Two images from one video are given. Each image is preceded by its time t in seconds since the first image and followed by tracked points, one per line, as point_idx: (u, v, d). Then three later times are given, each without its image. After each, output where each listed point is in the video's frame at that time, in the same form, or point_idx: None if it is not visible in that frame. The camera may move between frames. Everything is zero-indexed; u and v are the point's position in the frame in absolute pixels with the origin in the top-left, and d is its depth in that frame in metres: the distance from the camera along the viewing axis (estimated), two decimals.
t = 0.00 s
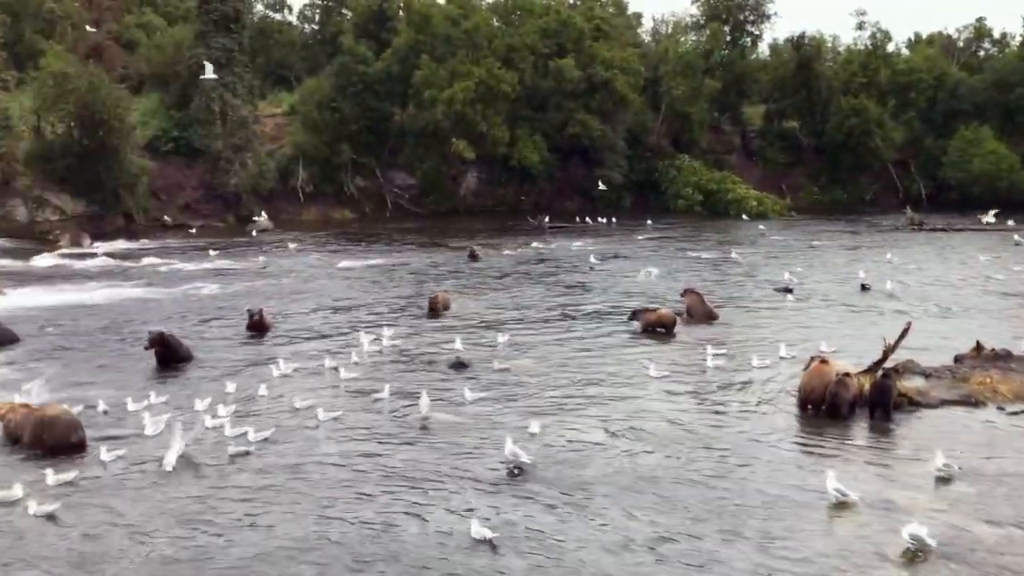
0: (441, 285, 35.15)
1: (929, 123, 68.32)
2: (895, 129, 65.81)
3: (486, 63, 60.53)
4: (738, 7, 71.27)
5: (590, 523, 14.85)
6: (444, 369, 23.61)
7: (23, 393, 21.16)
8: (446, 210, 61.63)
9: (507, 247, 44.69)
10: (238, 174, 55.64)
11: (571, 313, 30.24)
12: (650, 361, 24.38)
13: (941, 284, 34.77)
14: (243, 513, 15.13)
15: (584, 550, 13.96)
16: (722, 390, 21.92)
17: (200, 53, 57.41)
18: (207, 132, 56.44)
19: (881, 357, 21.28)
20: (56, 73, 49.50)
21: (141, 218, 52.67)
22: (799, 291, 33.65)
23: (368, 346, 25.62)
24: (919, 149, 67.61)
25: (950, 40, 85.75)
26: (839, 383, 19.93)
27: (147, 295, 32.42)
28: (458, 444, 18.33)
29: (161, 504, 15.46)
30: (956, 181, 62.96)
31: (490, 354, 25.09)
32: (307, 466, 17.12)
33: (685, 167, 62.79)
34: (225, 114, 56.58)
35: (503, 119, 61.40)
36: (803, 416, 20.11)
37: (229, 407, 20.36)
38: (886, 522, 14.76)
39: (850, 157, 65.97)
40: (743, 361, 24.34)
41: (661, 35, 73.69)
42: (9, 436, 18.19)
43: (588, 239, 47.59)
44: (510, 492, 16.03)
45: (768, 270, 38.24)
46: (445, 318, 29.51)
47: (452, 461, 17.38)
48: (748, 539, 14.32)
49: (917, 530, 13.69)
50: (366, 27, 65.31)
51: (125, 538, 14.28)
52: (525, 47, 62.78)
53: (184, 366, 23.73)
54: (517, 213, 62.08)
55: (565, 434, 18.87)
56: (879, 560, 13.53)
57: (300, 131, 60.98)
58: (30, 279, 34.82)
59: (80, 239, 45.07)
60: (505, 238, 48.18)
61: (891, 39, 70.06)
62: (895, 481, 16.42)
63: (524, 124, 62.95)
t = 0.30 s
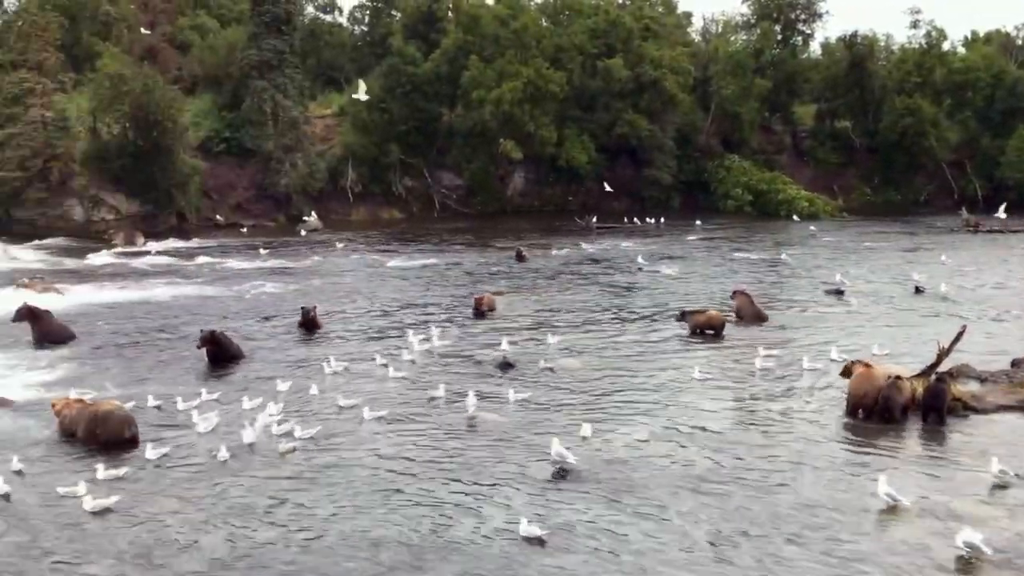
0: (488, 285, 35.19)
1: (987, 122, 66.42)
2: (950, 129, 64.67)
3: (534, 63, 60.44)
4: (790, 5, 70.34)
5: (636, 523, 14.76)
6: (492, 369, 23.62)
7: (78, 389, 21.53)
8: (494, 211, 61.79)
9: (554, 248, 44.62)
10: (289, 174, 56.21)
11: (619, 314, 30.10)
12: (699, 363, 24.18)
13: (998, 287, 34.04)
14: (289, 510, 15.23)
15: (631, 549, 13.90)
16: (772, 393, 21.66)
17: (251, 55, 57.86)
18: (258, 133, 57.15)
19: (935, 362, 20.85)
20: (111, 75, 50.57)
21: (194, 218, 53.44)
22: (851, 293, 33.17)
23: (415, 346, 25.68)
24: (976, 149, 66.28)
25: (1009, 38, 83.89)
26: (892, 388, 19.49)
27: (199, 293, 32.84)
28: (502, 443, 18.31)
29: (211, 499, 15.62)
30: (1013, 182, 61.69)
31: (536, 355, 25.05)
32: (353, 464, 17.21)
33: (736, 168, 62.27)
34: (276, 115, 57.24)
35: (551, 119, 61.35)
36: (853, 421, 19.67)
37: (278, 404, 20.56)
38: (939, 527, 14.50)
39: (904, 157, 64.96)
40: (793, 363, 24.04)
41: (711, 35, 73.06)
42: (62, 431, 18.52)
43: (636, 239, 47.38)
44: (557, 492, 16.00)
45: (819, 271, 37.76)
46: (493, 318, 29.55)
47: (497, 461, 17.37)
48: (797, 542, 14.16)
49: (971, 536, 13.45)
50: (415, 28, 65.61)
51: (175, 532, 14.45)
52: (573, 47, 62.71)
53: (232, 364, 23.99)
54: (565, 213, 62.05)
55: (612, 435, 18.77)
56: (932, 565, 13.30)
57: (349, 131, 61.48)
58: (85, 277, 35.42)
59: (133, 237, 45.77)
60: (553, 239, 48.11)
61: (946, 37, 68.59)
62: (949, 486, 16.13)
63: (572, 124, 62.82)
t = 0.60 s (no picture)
0: (531, 286, 35.09)
1: None
2: (1003, 130, 63.42)
3: (578, 64, 60.25)
4: (838, 4, 69.16)
5: (677, 527, 14.57)
6: (534, 370, 23.51)
7: (125, 385, 21.80)
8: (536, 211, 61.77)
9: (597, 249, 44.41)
10: (334, 174, 56.60)
11: (663, 316, 29.84)
12: (743, 366, 23.88)
13: None
14: (331, 509, 15.21)
15: (671, 553, 13.72)
16: (818, 397, 21.33)
17: (297, 56, 58.27)
18: (304, 134, 57.61)
19: (986, 366, 20.38)
20: (160, 77, 51.19)
21: (240, 217, 54.04)
22: (899, 296, 32.58)
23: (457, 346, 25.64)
24: None
25: None
26: (939, 393, 19.12)
27: (244, 292, 33.08)
28: (544, 445, 18.19)
29: (254, 498, 15.65)
30: None
31: (579, 357, 24.89)
32: (394, 464, 17.17)
33: (782, 169, 61.60)
34: (321, 117, 57.64)
35: (594, 120, 61.15)
36: (899, 427, 19.43)
37: (323, 404, 20.62)
38: (988, 537, 14.14)
39: (954, 159, 63.81)
40: (840, 368, 23.65)
41: (758, 35, 72.27)
42: (110, 427, 18.72)
43: (680, 241, 46.99)
44: (597, 494, 15.85)
45: (867, 274, 37.16)
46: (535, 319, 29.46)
47: (538, 463, 17.24)
48: (842, 549, 13.88)
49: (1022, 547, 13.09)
50: (459, 29, 65.75)
51: (219, 530, 14.48)
52: (618, 48, 62.57)
53: (276, 363, 24.14)
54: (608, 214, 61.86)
55: (654, 438, 18.59)
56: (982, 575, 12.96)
57: (393, 132, 61.90)
58: (132, 275, 35.83)
59: (181, 237, 46.14)
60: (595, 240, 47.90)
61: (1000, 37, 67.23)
62: (999, 495, 15.73)
63: (616, 125, 62.54)
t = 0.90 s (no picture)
0: (570, 287, 35.03)
1: None
2: None
3: (620, 65, 60.05)
4: (884, 5, 68.25)
5: (717, 531, 14.47)
6: (573, 371, 23.46)
7: (170, 383, 22.08)
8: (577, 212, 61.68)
9: (637, 251, 44.23)
10: (375, 175, 56.90)
11: (704, 319, 29.64)
12: (784, 369, 23.65)
13: None
14: (370, 509, 15.26)
15: (711, 557, 13.61)
16: (861, 402, 21.05)
17: (339, 58, 58.62)
18: (345, 134, 57.96)
19: None
20: (205, 77, 52.47)
21: (283, 218, 54.60)
22: (945, 301, 32.07)
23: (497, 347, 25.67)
24: None
25: None
26: (984, 398, 18.75)
27: (286, 292, 33.35)
28: (582, 447, 18.14)
29: (294, 496, 15.76)
30: None
31: (619, 358, 24.80)
32: (433, 464, 17.21)
33: (825, 171, 61.02)
34: (362, 118, 58.00)
35: (635, 121, 60.92)
36: (942, 432, 19.05)
37: (364, 403, 20.74)
38: None
39: (1002, 162, 62.73)
40: (884, 372, 23.32)
41: (802, 36, 71.58)
42: (154, 424, 18.96)
43: (721, 243, 46.66)
44: (637, 497, 15.75)
45: (912, 278, 36.61)
46: (575, 321, 29.39)
47: (577, 464, 17.19)
48: (885, 555, 13.69)
49: None
50: (501, 30, 65.81)
51: (259, 527, 14.59)
52: (660, 48, 62.20)
53: (317, 362, 24.32)
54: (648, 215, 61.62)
55: (694, 441, 18.46)
56: None
57: (434, 133, 62.14)
58: (176, 275, 36.25)
59: (224, 237, 46.56)
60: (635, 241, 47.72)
61: None
62: None
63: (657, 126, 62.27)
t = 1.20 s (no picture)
0: (607, 289, 34.88)
1: None
2: None
3: (659, 66, 59.76)
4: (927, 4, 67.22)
5: (756, 534, 14.30)
6: (610, 373, 23.35)
7: (209, 380, 22.27)
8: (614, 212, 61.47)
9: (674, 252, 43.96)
10: (412, 175, 57.07)
11: (742, 321, 29.38)
12: (824, 372, 23.36)
13: None
14: (406, 508, 15.27)
15: (751, 560, 13.46)
16: (902, 406, 20.73)
17: (378, 59, 58.84)
18: (383, 135, 58.11)
19: None
20: (246, 78, 52.65)
21: (320, 218, 54.94)
22: (989, 304, 31.53)
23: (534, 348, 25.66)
24: None
25: None
26: None
27: (324, 291, 33.51)
28: (619, 449, 18.02)
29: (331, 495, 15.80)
30: None
31: (657, 360, 24.65)
32: (468, 464, 17.19)
33: (867, 172, 60.37)
34: (400, 118, 58.17)
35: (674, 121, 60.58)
36: (985, 438, 18.76)
37: (402, 403, 20.82)
38: None
39: None
40: (926, 376, 22.96)
41: (843, 36, 70.76)
42: (194, 421, 19.13)
43: (759, 245, 46.28)
44: (674, 499, 15.61)
45: (955, 281, 36.04)
46: (611, 322, 29.26)
47: (614, 466, 17.08)
48: (929, 561, 13.47)
49: None
50: (539, 31, 65.79)
51: (295, 525, 14.61)
52: (699, 48, 61.83)
53: (355, 361, 24.43)
54: (686, 216, 61.27)
55: (732, 444, 18.29)
56: None
57: (471, 134, 62.27)
58: (216, 274, 36.56)
59: (263, 236, 46.79)
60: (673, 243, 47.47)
61: None
62: None
63: (696, 126, 61.89)
